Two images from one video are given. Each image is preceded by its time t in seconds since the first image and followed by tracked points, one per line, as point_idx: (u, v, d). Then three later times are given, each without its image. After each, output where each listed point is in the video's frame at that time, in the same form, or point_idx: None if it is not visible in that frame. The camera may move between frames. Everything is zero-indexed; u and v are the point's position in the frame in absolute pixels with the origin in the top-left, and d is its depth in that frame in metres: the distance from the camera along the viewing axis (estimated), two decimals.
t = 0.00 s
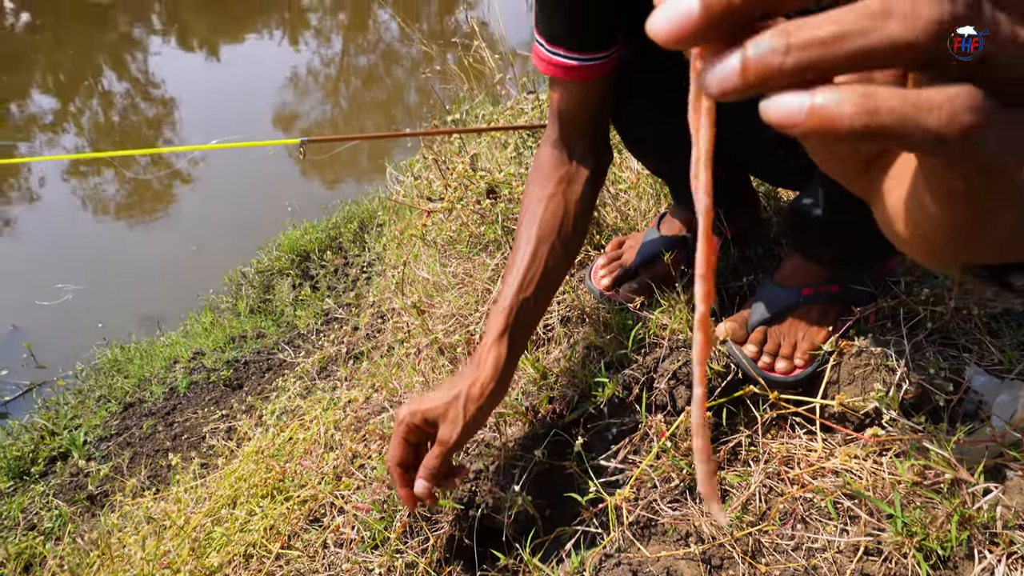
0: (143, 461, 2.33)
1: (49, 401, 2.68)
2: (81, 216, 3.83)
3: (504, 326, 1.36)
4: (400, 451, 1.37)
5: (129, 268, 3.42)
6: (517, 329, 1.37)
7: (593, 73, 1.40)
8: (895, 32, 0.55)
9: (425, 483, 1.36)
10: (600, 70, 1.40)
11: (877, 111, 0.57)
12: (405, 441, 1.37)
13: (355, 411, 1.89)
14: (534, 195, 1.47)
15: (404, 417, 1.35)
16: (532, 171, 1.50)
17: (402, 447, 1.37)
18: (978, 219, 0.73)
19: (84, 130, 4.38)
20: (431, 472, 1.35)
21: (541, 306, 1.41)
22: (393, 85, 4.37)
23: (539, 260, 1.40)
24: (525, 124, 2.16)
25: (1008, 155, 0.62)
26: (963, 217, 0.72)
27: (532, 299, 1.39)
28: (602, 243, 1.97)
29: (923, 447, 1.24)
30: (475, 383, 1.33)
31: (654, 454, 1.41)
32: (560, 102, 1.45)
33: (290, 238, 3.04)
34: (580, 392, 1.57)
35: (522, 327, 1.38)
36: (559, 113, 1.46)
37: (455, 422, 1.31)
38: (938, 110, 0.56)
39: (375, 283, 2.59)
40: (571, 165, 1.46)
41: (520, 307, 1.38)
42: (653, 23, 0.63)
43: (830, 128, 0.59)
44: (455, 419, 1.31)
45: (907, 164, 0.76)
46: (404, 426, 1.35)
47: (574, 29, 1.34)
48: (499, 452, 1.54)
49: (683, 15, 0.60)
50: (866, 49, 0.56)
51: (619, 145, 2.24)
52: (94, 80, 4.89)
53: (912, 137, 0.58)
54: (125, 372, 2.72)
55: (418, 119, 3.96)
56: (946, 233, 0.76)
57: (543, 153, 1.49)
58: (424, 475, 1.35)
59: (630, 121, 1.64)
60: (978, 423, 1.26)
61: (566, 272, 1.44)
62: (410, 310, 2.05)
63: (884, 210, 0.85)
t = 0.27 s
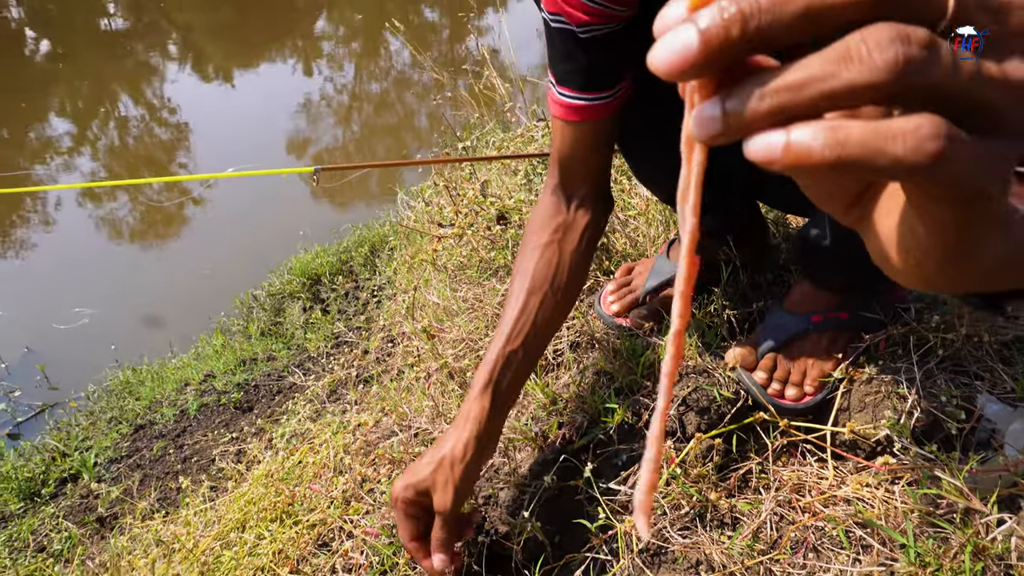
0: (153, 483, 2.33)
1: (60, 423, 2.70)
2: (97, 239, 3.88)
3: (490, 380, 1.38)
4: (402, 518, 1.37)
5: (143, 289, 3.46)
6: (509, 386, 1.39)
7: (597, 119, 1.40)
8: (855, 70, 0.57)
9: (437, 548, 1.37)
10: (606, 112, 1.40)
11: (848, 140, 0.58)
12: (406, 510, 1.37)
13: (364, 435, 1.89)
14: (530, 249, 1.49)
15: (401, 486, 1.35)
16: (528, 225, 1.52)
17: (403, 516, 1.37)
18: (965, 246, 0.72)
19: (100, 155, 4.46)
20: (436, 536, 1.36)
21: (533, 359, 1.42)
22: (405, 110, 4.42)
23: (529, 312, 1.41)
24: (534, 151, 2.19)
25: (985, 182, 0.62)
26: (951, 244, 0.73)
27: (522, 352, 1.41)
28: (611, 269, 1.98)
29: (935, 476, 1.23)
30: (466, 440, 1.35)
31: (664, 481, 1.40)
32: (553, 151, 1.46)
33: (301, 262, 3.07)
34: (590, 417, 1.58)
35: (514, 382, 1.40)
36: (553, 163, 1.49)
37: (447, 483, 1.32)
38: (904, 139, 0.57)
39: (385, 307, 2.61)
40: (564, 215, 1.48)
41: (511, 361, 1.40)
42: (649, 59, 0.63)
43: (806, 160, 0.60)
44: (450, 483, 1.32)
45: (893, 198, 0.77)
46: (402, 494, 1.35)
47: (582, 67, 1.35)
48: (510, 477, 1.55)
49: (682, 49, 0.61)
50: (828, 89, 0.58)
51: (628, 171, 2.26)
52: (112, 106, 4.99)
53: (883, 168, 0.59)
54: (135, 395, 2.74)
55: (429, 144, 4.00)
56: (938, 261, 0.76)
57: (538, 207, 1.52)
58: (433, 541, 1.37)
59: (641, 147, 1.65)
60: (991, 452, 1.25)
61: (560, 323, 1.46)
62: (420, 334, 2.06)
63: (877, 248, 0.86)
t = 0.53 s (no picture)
0: (156, 501, 2.33)
1: (64, 441, 2.70)
2: (104, 257, 3.91)
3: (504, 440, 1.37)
4: None
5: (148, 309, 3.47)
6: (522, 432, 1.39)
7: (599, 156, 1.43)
8: (895, 139, 0.64)
9: None
10: (608, 148, 1.43)
11: (888, 205, 0.64)
12: None
13: (368, 453, 1.89)
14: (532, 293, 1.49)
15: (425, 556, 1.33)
16: (528, 273, 1.52)
17: None
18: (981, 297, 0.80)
19: (109, 174, 4.50)
20: None
21: (543, 405, 1.42)
22: (411, 130, 4.47)
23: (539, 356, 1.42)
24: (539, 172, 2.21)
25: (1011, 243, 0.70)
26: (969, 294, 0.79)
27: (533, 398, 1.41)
28: (616, 289, 1.99)
29: (939, 496, 1.24)
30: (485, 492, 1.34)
31: (667, 500, 1.39)
32: (552, 192, 1.48)
33: (307, 280, 3.08)
34: (594, 435, 1.58)
35: (527, 428, 1.40)
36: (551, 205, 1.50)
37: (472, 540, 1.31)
38: (943, 206, 0.64)
39: (389, 325, 2.62)
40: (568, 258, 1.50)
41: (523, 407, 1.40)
42: (692, 118, 0.66)
43: (845, 222, 0.66)
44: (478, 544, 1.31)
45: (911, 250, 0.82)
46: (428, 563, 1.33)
47: (582, 105, 1.40)
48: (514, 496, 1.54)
49: (726, 108, 0.64)
50: (866, 155, 0.65)
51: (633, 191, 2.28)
52: (121, 126, 5.05)
53: (917, 230, 0.65)
54: (140, 412, 2.75)
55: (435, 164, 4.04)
56: (955, 311, 0.83)
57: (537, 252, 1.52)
58: None
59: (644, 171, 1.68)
60: (996, 472, 1.25)
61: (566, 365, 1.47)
62: (425, 353, 2.07)
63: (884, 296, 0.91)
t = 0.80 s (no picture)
0: (155, 507, 2.33)
1: (63, 447, 2.70)
2: (102, 262, 3.91)
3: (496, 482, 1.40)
4: None
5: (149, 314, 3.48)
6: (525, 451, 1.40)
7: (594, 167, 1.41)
8: (883, 183, 0.66)
9: None
10: (606, 156, 1.42)
11: (876, 246, 0.67)
12: None
13: (367, 457, 1.90)
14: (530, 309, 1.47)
15: None
16: (520, 301, 1.49)
17: None
18: (966, 328, 0.82)
19: (107, 179, 4.51)
20: None
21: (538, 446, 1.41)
22: (409, 135, 4.48)
23: (538, 376, 1.42)
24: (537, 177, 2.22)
25: (994, 279, 0.73)
26: (956, 327, 0.82)
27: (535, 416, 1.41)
28: (614, 293, 2.00)
29: (936, 498, 1.24)
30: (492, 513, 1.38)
31: (667, 503, 1.40)
32: (546, 209, 1.46)
33: (306, 285, 3.09)
34: (592, 439, 1.59)
35: (530, 447, 1.41)
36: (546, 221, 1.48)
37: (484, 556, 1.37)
38: (928, 248, 0.67)
39: (388, 330, 2.63)
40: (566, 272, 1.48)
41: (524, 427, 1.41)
42: (688, 155, 0.68)
43: (835, 260, 0.68)
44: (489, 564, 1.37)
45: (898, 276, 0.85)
46: None
47: (579, 112, 1.40)
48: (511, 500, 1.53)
49: (720, 148, 0.66)
50: (857, 197, 0.67)
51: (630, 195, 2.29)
52: (120, 132, 5.06)
53: (903, 268, 0.68)
54: (139, 418, 2.75)
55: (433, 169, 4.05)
56: (941, 341, 0.85)
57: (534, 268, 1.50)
58: None
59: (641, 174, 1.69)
60: (994, 473, 1.24)
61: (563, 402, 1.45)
62: (423, 357, 2.07)
63: (875, 320, 0.94)
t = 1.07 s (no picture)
0: (154, 510, 2.33)
1: (62, 451, 2.70)
2: (101, 266, 3.91)
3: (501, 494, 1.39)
4: None
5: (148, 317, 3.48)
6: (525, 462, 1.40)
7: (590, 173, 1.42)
8: (867, 226, 0.66)
9: None
10: (606, 162, 1.42)
11: (860, 286, 0.67)
12: None
13: (366, 461, 1.90)
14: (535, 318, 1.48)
15: None
16: (519, 313, 1.50)
17: None
18: (955, 359, 0.82)
19: (106, 183, 4.51)
20: None
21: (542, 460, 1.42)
22: (408, 139, 4.48)
23: (539, 386, 1.43)
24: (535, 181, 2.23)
25: (975, 310, 0.74)
26: (946, 356, 0.82)
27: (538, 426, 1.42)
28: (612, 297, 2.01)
29: (933, 501, 1.25)
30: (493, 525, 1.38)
31: (665, 506, 1.41)
32: (546, 214, 1.46)
33: (305, 288, 3.09)
34: (591, 442, 1.59)
35: (533, 460, 1.41)
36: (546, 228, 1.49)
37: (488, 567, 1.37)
38: (911, 289, 0.68)
39: (387, 333, 2.63)
40: (568, 280, 1.48)
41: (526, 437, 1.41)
42: (678, 197, 0.67)
43: (822, 300, 0.68)
44: None
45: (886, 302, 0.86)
46: None
47: (579, 117, 1.40)
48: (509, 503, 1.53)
49: (710, 191, 0.65)
50: (841, 239, 0.67)
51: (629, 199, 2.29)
52: (119, 136, 5.06)
53: (887, 308, 0.69)
54: (138, 422, 2.75)
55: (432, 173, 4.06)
56: (932, 369, 0.85)
57: (536, 279, 1.51)
58: None
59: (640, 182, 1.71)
60: (991, 476, 1.26)
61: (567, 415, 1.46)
62: (422, 361, 2.08)
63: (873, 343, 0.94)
